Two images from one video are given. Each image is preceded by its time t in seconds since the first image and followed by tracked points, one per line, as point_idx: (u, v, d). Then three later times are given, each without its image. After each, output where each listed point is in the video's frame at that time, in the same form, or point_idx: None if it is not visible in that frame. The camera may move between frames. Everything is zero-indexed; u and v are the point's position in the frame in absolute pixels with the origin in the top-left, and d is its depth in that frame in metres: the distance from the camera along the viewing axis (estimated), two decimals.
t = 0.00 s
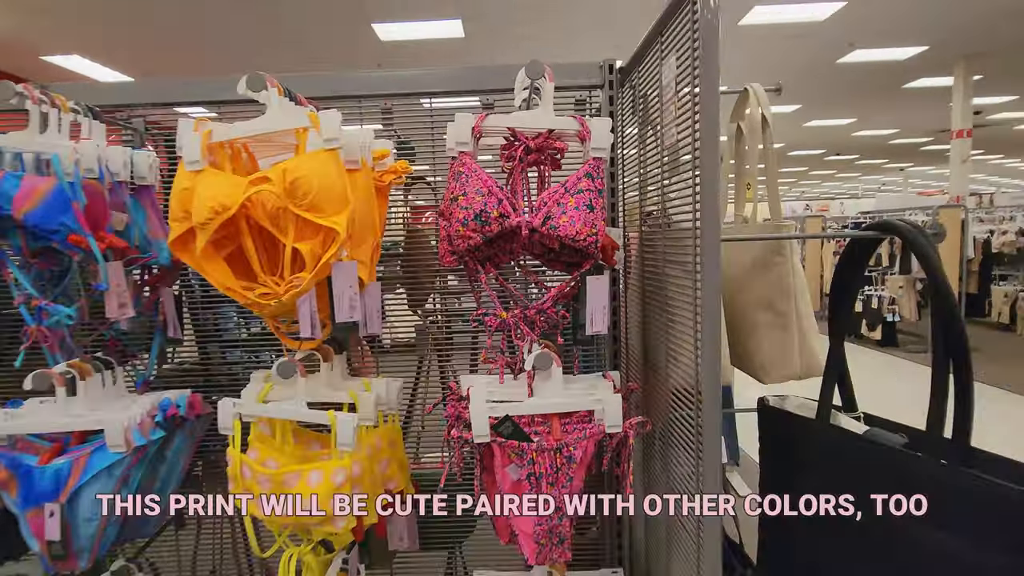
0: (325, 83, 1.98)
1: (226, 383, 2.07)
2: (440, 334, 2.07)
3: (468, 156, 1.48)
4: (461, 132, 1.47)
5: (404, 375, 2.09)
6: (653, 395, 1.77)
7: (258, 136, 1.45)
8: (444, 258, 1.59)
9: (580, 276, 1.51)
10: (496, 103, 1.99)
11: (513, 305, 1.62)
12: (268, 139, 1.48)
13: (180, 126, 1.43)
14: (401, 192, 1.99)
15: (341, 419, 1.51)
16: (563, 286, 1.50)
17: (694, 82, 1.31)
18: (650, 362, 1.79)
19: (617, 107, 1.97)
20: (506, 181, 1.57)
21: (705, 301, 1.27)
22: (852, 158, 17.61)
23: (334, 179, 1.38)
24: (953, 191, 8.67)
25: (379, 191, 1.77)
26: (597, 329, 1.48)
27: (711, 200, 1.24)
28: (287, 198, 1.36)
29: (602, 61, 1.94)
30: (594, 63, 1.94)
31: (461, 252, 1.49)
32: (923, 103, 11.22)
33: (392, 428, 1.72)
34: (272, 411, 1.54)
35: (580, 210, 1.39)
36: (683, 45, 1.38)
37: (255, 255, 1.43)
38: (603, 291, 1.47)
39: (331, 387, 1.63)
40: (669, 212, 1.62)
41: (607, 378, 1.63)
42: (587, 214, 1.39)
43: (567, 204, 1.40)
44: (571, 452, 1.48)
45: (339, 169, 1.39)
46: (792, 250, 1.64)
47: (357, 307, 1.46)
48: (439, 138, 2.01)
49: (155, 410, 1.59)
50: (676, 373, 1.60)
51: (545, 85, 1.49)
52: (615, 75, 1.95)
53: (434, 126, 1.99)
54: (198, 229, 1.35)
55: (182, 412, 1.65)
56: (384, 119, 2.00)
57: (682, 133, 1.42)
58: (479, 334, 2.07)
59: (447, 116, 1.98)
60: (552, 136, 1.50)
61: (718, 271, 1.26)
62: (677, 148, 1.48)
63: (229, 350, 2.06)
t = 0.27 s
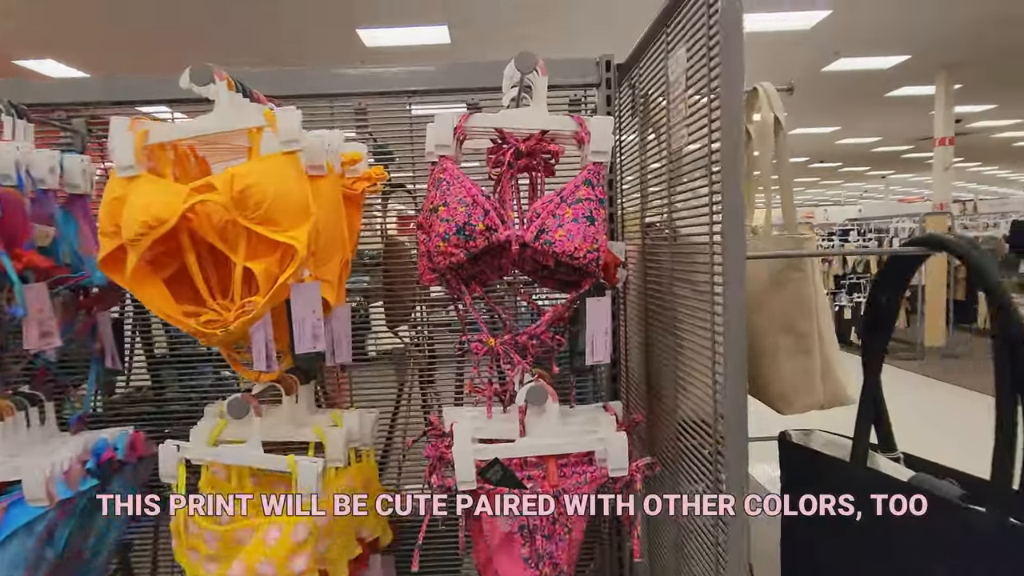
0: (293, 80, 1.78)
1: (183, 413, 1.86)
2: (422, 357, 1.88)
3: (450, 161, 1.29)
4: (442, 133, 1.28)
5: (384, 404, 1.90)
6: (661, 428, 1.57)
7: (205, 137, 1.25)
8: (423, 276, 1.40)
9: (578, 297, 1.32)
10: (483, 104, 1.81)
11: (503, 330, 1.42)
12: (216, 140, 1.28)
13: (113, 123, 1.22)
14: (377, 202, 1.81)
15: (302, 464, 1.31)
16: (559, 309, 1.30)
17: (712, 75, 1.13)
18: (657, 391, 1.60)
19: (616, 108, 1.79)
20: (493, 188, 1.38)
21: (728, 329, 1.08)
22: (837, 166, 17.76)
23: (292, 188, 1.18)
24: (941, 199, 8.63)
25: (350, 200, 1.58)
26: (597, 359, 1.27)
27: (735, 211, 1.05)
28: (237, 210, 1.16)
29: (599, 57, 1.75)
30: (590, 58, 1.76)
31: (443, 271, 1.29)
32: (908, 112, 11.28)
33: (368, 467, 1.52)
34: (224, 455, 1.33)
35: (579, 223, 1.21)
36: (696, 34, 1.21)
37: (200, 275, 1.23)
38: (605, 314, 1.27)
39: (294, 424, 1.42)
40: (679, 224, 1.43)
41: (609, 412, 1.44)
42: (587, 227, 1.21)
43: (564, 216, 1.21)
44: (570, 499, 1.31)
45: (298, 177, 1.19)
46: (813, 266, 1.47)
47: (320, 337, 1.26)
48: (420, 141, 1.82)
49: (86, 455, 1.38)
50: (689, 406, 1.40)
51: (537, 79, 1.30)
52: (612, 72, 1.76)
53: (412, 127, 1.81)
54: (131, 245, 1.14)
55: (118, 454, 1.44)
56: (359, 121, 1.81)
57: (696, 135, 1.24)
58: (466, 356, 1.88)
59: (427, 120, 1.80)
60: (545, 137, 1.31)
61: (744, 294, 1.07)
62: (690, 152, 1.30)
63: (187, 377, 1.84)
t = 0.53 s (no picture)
0: (263, 68, 1.56)
1: (140, 445, 1.63)
2: (411, 378, 1.68)
3: (446, 156, 1.10)
4: (435, 122, 1.07)
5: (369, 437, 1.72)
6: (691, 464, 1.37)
7: (147, 126, 1.03)
8: (414, 292, 1.19)
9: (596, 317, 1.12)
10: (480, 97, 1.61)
11: (509, 354, 1.22)
12: (162, 130, 1.06)
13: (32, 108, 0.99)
14: (361, 206, 1.60)
15: (268, 522, 1.09)
16: (574, 330, 1.11)
17: (764, 52, 0.94)
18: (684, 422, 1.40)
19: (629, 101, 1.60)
20: (495, 188, 1.18)
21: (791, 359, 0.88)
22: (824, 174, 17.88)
23: (254, 188, 0.97)
24: (932, 206, 8.59)
25: (327, 202, 1.37)
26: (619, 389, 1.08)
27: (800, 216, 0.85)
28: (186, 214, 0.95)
29: (610, 44, 1.56)
30: (601, 45, 1.56)
31: (439, 287, 1.08)
32: (897, 121, 11.33)
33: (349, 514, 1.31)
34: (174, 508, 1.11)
35: (601, 229, 1.01)
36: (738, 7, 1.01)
37: (140, 294, 1.01)
38: (629, 336, 1.08)
39: (260, 467, 1.21)
40: (713, 230, 1.24)
41: (629, 447, 1.24)
42: (611, 234, 1.01)
43: (583, 221, 1.02)
44: (592, 559, 1.09)
45: (262, 175, 0.99)
46: (860, 279, 1.29)
47: (290, 368, 1.04)
48: (409, 138, 1.61)
49: (7, 508, 1.15)
50: (730, 442, 1.20)
51: (551, 59, 1.08)
52: (625, 61, 1.57)
53: (400, 123, 1.61)
54: (50, 259, 0.92)
55: (47, 511, 1.20)
56: (339, 115, 1.60)
57: (739, 127, 1.05)
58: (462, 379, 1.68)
59: (417, 116, 1.60)
60: (557, 129, 1.11)
61: (812, 316, 0.87)
62: (729, 147, 1.11)
63: (145, 405, 1.61)
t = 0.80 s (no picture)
0: (242, 60, 1.37)
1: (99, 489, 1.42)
2: (408, 410, 1.51)
3: (453, 161, 0.92)
4: (444, 121, 0.89)
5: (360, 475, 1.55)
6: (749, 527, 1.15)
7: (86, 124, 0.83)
8: (416, 322, 1.00)
9: (635, 354, 0.94)
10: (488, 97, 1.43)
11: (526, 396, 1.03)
12: (107, 129, 0.87)
13: None
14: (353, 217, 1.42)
15: None
16: (608, 371, 0.92)
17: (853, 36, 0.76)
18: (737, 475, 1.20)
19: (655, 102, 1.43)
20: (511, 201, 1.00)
21: (905, 423, 0.68)
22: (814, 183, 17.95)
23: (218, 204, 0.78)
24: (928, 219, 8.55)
25: (314, 216, 1.18)
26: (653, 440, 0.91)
27: (921, 240, 0.65)
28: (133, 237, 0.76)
29: (633, 37, 1.39)
30: (623, 38, 1.40)
31: (448, 319, 0.89)
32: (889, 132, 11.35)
33: None
34: None
35: (647, 251, 0.83)
36: None
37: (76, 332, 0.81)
38: (676, 380, 0.90)
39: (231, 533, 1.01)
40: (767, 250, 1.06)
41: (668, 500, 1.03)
42: (660, 257, 0.83)
43: (625, 242, 0.84)
44: None
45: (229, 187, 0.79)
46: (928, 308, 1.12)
47: (266, 423, 0.85)
48: (407, 143, 1.43)
49: None
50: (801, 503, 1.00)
51: (582, 48, 0.91)
52: (652, 56, 1.40)
53: (397, 126, 1.42)
54: None
55: None
56: (328, 117, 1.41)
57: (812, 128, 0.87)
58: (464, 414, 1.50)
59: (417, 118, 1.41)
60: (589, 130, 0.94)
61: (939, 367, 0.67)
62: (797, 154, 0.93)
63: (107, 443, 1.40)
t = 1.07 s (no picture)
0: (221, 58, 1.24)
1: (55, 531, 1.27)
2: (400, 439, 1.39)
3: (454, 172, 0.80)
4: (443, 127, 0.77)
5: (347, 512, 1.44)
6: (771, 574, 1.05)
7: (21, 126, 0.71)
8: (410, 353, 0.88)
9: (661, 393, 0.82)
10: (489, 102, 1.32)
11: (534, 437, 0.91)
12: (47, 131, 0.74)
13: None
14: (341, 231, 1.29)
15: None
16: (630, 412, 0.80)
17: (926, 28, 0.65)
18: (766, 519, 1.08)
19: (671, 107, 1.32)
20: (518, 216, 0.88)
21: (1000, 496, 0.56)
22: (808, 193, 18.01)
23: (174, 221, 0.66)
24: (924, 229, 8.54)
25: (297, 231, 1.06)
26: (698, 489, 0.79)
27: None
28: (71, 261, 0.64)
29: (648, 37, 1.29)
30: (637, 38, 1.29)
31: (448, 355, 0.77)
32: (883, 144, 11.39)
33: None
34: None
35: (679, 277, 0.71)
36: None
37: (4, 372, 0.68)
38: (708, 424, 0.78)
39: None
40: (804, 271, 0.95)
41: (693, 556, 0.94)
42: (695, 285, 0.71)
43: (653, 267, 0.72)
44: None
45: (188, 202, 0.67)
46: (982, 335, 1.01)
47: (231, 479, 0.71)
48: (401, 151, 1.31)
49: None
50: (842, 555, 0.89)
51: (602, 44, 0.80)
52: (668, 57, 1.28)
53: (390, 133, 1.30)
54: None
55: None
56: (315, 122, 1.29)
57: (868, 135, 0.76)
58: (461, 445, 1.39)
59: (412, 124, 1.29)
60: (608, 136, 0.82)
61: None
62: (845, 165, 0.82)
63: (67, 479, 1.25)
